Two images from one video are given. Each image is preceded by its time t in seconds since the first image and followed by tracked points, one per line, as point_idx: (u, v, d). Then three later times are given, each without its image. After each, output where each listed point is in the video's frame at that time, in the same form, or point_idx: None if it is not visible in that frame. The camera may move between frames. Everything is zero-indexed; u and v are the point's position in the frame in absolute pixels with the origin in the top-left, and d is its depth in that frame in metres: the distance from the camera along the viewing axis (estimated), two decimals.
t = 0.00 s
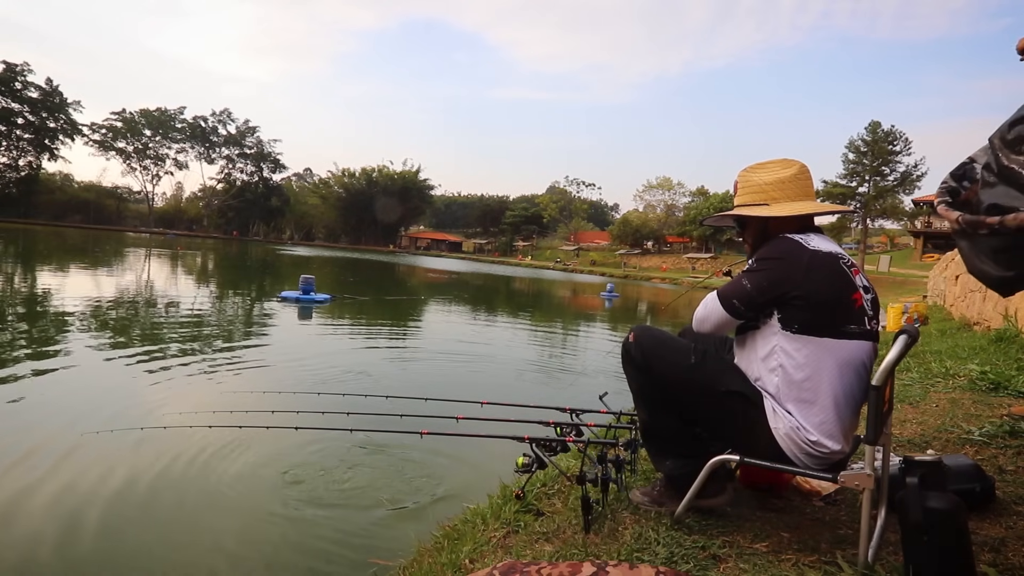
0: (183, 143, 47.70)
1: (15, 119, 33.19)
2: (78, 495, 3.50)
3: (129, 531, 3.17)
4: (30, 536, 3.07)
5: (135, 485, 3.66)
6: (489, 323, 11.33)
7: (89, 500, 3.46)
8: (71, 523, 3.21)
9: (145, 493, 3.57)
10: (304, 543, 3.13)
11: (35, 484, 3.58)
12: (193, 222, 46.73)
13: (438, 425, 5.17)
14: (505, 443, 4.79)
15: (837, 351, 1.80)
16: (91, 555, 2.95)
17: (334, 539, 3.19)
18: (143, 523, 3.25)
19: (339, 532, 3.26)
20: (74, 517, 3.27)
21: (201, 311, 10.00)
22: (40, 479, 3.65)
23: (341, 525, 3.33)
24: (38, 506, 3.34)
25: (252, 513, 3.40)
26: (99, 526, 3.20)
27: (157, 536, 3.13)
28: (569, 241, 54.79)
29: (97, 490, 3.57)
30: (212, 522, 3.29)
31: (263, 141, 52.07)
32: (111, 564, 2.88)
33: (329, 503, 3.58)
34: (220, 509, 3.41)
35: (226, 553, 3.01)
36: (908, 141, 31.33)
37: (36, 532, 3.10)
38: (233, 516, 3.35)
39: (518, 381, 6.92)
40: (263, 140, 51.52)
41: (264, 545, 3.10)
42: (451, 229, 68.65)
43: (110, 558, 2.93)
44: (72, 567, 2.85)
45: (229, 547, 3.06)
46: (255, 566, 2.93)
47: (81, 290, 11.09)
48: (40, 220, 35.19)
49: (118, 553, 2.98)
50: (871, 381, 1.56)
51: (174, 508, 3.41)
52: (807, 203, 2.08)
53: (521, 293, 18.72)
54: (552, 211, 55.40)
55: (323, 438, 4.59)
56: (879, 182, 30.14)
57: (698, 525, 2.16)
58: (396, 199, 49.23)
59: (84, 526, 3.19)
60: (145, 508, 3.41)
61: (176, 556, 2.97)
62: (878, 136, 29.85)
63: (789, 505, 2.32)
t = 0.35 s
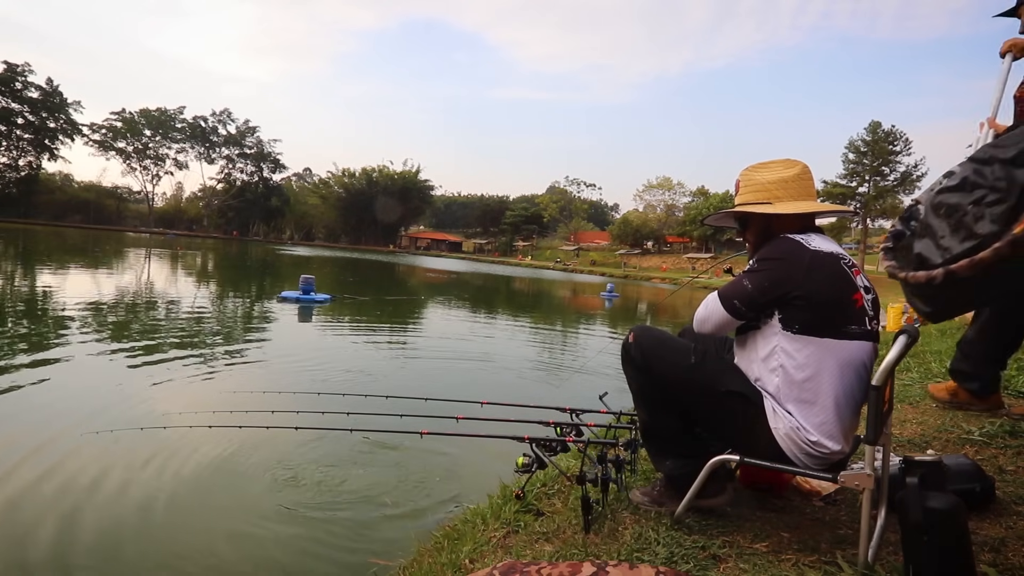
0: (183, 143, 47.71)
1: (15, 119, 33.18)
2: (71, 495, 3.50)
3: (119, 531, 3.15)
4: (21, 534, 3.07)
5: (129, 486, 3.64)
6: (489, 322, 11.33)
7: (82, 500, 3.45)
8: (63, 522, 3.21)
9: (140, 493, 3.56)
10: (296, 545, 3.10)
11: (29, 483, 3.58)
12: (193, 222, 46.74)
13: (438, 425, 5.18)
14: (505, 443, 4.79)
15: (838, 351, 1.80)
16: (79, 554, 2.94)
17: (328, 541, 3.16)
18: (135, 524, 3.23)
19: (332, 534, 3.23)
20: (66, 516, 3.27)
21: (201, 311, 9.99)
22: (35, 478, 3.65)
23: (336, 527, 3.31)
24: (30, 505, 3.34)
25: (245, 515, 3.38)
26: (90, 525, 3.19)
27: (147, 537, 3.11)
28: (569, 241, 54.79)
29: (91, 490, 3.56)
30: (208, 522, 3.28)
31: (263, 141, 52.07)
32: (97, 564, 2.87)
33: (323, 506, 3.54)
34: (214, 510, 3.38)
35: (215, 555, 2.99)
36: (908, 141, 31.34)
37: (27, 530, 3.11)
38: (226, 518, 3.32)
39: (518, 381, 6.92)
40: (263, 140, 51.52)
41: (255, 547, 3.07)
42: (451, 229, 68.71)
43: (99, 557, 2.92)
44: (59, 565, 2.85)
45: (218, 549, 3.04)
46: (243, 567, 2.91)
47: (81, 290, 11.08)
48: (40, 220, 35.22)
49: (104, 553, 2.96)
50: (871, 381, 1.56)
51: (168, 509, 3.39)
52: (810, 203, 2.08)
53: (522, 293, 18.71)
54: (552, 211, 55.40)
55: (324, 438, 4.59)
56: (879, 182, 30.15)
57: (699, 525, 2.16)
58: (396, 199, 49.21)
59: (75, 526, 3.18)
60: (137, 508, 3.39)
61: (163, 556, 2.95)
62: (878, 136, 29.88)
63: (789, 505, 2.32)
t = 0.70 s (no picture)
0: (182, 143, 47.72)
1: (15, 118, 33.18)
2: (68, 495, 3.50)
3: (116, 533, 3.15)
4: (18, 534, 3.08)
5: (127, 487, 3.64)
6: (490, 322, 11.34)
7: (80, 500, 3.45)
8: (61, 523, 3.21)
9: (139, 494, 3.56)
10: (294, 546, 3.10)
11: (28, 483, 3.59)
12: (193, 222, 46.76)
13: (438, 425, 5.18)
14: (505, 443, 4.79)
15: (838, 352, 1.80)
16: (74, 555, 2.94)
17: (325, 543, 3.15)
18: (132, 525, 3.23)
19: (330, 536, 3.22)
20: (64, 516, 3.28)
21: (201, 311, 9.99)
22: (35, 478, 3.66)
23: (334, 528, 3.30)
24: (27, 506, 3.34)
25: (242, 516, 3.36)
26: (87, 527, 3.19)
27: (143, 539, 3.11)
28: (569, 241, 54.77)
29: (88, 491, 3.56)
30: (206, 523, 3.28)
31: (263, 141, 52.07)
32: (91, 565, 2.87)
33: (321, 507, 3.53)
34: (211, 513, 3.38)
35: (210, 557, 2.98)
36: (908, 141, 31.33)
37: (23, 530, 3.12)
38: (223, 520, 3.31)
39: (518, 381, 6.93)
40: (263, 141, 51.52)
41: (250, 550, 3.06)
42: (451, 229, 68.70)
43: (93, 558, 2.92)
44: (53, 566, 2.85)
45: (212, 551, 3.03)
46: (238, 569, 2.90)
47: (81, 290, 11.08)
48: (40, 221, 35.19)
49: (99, 553, 2.96)
50: (871, 381, 1.56)
51: (165, 510, 3.38)
52: (812, 202, 2.07)
53: (522, 293, 18.72)
54: (552, 212, 55.42)
55: (324, 438, 4.60)
56: (879, 182, 30.14)
57: (698, 524, 2.16)
58: (396, 199, 49.21)
59: (72, 526, 3.18)
60: (135, 509, 3.39)
61: (158, 558, 2.94)
62: (878, 136, 29.89)
63: (789, 505, 2.32)
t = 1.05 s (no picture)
0: (183, 143, 47.76)
1: (15, 118, 33.20)
2: (67, 495, 3.49)
3: (112, 533, 3.14)
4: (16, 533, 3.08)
5: (126, 487, 3.63)
6: (490, 322, 11.34)
7: (78, 500, 3.45)
8: (59, 522, 3.21)
9: (138, 494, 3.55)
10: (292, 547, 3.10)
11: (27, 482, 3.59)
12: (193, 222, 46.79)
13: (437, 425, 5.17)
14: (505, 443, 4.79)
15: (838, 352, 1.80)
16: (71, 554, 2.93)
17: (323, 544, 3.13)
18: (128, 525, 3.22)
19: (327, 538, 3.20)
20: (62, 515, 3.27)
21: (201, 311, 10.00)
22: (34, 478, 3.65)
23: (332, 530, 3.28)
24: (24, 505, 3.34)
25: (240, 517, 3.35)
26: (88, 526, 3.18)
27: (139, 539, 3.10)
28: (569, 241, 54.78)
29: (86, 490, 3.55)
30: (206, 522, 3.28)
31: (263, 141, 52.08)
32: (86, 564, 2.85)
33: (320, 508, 3.51)
34: (209, 513, 3.36)
35: (205, 558, 2.96)
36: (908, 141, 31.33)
37: (21, 529, 3.11)
38: (220, 521, 3.29)
39: (518, 381, 6.92)
40: (263, 140, 51.53)
41: (246, 551, 3.04)
42: (451, 229, 68.73)
43: (89, 557, 2.91)
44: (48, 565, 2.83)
45: (208, 552, 3.01)
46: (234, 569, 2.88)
47: (81, 290, 11.09)
48: (40, 220, 35.20)
49: (97, 553, 2.96)
50: (871, 382, 1.56)
51: (162, 511, 3.37)
52: (809, 202, 2.07)
53: (522, 293, 18.72)
54: (552, 211, 55.46)
55: (323, 438, 4.60)
56: (879, 182, 30.11)
57: (698, 525, 2.16)
58: (396, 199, 49.20)
59: (69, 525, 3.18)
60: (133, 509, 3.38)
61: (153, 558, 2.93)
62: (878, 136, 29.88)
63: (789, 505, 2.32)
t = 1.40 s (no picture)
0: (183, 143, 47.76)
1: (15, 118, 33.19)
2: (66, 495, 3.50)
3: (111, 534, 3.15)
4: (16, 532, 3.10)
5: (126, 487, 3.64)
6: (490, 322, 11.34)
7: (78, 501, 3.46)
8: (59, 523, 3.22)
9: (139, 495, 3.56)
10: (290, 548, 3.10)
11: (27, 482, 3.60)
12: (193, 222, 46.77)
13: (437, 425, 5.17)
14: (504, 443, 4.79)
15: (834, 350, 1.80)
16: (68, 554, 2.95)
17: (321, 544, 3.13)
18: (127, 526, 3.22)
19: (324, 538, 3.20)
20: (61, 516, 3.28)
21: (201, 311, 9.99)
22: (34, 478, 3.67)
23: (331, 530, 3.28)
24: (24, 506, 3.35)
25: (239, 518, 3.35)
26: (89, 528, 3.19)
27: (138, 540, 3.10)
28: (569, 241, 54.79)
29: (87, 491, 3.56)
30: (207, 523, 3.29)
31: (263, 141, 52.09)
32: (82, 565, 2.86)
33: (318, 509, 3.51)
34: (207, 514, 3.37)
35: (206, 559, 2.97)
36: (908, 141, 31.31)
37: (21, 530, 3.11)
38: (218, 522, 3.30)
39: (518, 381, 6.92)
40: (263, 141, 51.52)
41: (242, 552, 3.04)
42: (451, 229, 68.72)
43: (87, 558, 2.92)
44: (46, 565, 2.85)
45: (205, 552, 3.02)
46: (231, 570, 2.88)
47: (81, 290, 11.08)
48: (40, 221, 35.17)
49: (99, 555, 2.97)
50: (871, 382, 1.56)
51: (161, 512, 3.38)
52: (798, 203, 2.08)
53: (522, 293, 18.72)
54: (552, 211, 55.47)
55: (323, 438, 4.60)
56: (879, 182, 30.07)
57: (698, 525, 2.16)
58: (396, 199, 49.18)
59: (68, 527, 3.19)
60: (133, 510, 3.39)
61: (150, 559, 2.94)
62: (878, 136, 29.88)
63: (789, 505, 2.32)
